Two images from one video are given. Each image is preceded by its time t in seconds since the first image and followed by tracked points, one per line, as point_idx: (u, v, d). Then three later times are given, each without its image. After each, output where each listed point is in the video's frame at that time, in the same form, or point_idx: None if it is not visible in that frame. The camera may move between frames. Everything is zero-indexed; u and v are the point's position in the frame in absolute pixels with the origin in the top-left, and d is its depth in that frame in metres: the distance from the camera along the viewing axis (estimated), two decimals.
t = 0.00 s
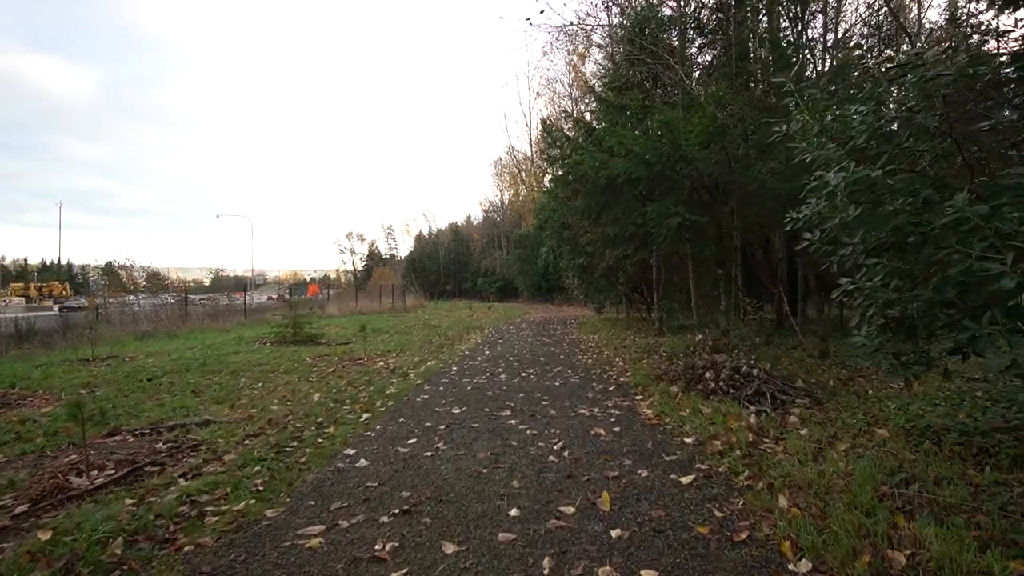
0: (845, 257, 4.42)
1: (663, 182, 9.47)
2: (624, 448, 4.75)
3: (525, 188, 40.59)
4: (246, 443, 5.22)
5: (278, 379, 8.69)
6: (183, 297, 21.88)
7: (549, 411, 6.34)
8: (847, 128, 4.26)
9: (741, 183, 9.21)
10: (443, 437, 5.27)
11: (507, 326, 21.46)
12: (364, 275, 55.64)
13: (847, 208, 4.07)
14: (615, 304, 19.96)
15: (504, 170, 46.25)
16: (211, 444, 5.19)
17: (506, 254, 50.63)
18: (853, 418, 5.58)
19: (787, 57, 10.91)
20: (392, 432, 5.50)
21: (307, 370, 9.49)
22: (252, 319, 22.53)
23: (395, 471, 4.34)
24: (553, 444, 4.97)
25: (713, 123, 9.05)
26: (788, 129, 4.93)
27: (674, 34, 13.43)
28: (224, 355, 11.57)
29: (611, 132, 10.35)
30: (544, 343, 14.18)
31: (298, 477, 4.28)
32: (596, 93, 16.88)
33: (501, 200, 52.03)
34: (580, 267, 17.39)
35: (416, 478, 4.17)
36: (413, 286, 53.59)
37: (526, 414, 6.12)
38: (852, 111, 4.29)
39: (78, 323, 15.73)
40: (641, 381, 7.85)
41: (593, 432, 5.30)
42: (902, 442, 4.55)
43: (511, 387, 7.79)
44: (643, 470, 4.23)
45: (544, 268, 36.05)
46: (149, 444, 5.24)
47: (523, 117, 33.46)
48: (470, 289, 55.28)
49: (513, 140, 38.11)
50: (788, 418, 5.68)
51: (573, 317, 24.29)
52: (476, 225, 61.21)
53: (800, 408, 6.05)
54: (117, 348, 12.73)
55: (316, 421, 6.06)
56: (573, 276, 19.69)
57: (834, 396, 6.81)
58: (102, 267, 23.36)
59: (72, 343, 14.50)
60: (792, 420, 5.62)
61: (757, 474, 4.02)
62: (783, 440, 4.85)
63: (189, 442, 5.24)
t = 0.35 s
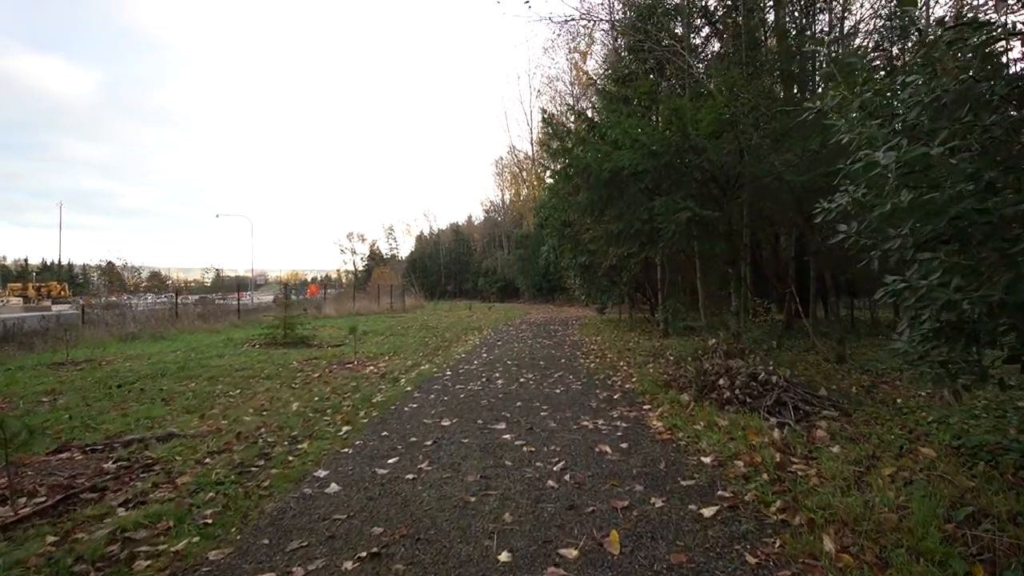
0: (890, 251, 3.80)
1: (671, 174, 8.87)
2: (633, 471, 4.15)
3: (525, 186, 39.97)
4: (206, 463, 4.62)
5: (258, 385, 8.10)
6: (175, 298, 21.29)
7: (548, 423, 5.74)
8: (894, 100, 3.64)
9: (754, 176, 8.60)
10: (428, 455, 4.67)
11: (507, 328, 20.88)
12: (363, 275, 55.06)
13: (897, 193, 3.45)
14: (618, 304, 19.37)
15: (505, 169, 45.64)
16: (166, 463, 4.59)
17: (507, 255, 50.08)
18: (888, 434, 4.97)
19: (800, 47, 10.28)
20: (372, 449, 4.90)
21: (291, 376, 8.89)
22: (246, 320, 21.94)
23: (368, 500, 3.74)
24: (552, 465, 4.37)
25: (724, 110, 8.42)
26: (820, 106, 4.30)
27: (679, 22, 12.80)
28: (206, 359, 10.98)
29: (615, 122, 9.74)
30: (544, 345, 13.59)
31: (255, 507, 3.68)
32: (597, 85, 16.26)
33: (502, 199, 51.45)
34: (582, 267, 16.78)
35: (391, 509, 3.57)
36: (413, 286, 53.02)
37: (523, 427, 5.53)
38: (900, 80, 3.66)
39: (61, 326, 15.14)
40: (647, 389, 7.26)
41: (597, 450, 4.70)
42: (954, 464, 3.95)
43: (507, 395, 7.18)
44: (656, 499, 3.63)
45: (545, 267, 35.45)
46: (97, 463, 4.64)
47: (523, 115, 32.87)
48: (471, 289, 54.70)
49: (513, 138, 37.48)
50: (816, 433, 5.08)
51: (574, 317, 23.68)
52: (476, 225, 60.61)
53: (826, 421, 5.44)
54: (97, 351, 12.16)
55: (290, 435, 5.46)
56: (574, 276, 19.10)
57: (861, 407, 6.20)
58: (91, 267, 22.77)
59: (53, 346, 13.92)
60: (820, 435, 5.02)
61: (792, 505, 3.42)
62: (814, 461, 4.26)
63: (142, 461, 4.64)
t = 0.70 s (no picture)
0: (946, 255, 3.22)
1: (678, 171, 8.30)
2: (642, 510, 3.57)
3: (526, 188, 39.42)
4: (153, 498, 4.04)
5: (235, 399, 7.51)
6: (165, 301, 20.70)
7: (545, 445, 5.16)
8: (954, 71, 3.07)
9: (766, 173, 8.05)
10: (408, 487, 4.10)
11: (506, 331, 20.30)
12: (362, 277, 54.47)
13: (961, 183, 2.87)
14: (621, 308, 18.78)
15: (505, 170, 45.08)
16: (107, 499, 4.01)
17: (508, 256, 49.56)
18: (928, 462, 4.40)
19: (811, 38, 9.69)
20: (345, 479, 4.32)
21: (272, 387, 8.30)
22: (238, 324, 21.35)
23: (331, 549, 3.17)
24: (550, 501, 3.79)
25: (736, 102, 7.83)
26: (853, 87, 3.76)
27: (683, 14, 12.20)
28: (188, 368, 10.40)
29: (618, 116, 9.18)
30: (544, 351, 13.01)
31: (196, 559, 3.11)
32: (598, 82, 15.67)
33: (502, 201, 50.93)
34: (582, 269, 16.19)
35: (357, 563, 3.00)
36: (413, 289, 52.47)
37: (518, 451, 4.95)
38: (956, 52, 3.10)
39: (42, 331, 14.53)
40: (655, 404, 6.68)
41: (601, 481, 4.13)
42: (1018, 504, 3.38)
43: (502, 410, 6.61)
44: (673, 551, 3.04)
45: (546, 270, 34.89)
46: (28, 498, 4.06)
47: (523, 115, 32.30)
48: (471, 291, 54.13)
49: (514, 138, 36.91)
50: (847, 459, 4.51)
51: (575, 321, 23.09)
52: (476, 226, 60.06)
53: (856, 445, 4.88)
54: (75, 359, 11.57)
55: (256, 461, 4.88)
56: (575, 278, 18.53)
57: (890, 426, 5.64)
58: (80, 270, 22.16)
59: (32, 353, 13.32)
60: (852, 462, 4.45)
61: (836, 562, 2.85)
62: (851, 498, 3.69)
63: (81, 495, 4.06)
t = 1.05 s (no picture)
0: None
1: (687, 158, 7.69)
2: (656, 547, 3.00)
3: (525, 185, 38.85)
4: (81, 529, 3.44)
5: (206, 404, 6.90)
6: (154, 300, 20.10)
7: (542, 460, 4.58)
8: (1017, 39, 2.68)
9: (782, 161, 7.44)
10: (381, 515, 3.52)
11: (504, 331, 19.71)
12: (359, 276, 53.89)
13: None
14: (622, 306, 18.20)
15: (505, 168, 44.50)
16: (25, 530, 3.41)
17: (507, 255, 49.01)
18: (983, 485, 3.82)
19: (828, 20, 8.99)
20: (309, 504, 3.73)
21: (249, 392, 7.71)
22: (229, 324, 20.78)
23: None
24: (546, 534, 3.20)
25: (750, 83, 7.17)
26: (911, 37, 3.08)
27: None
28: (164, 370, 9.80)
29: (621, 101, 8.56)
30: (542, 352, 12.45)
31: None
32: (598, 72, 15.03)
33: (501, 199, 50.35)
34: (582, 266, 15.59)
35: None
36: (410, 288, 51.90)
37: (511, 469, 4.35)
38: None
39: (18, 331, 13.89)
40: (662, 412, 6.09)
41: (606, 508, 3.54)
42: None
43: (495, 419, 6.02)
44: None
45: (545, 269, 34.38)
46: None
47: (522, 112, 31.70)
48: (470, 291, 53.61)
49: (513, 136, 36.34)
50: (889, 481, 3.92)
51: (576, 320, 22.52)
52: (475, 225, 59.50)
53: (894, 462, 4.29)
54: (47, 360, 10.96)
55: (212, 480, 4.28)
56: (574, 276, 17.95)
57: (927, 439, 5.06)
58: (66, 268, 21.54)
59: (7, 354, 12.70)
60: (894, 484, 3.87)
61: None
62: (906, 534, 3.10)
63: None
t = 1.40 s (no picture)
0: None
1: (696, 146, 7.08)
2: None
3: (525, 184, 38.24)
4: None
5: (172, 414, 6.31)
6: (142, 299, 19.49)
7: (538, 484, 3.99)
8: None
9: (800, 149, 6.85)
10: (343, 558, 2.93)
11: (502, 331, 19.11)
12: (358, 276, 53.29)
13: None
14: (624, 306, 17.60)
15: (504, 167, 43.91)
16: None
17: (507, 255, 48.43)
18: None
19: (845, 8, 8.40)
20: (259, 542, 3.14)
21: (222, 399, 7.11)
22: (220, 325, 20.16)
23: None
24: None
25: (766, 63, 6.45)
26: None
27: None
28: (139, 375, 9.20)
29: (625, 86, 7.95)
30: (541, 354, 11.85)
31: None
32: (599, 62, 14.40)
33: (501, 198, 49.77)
34: (583, 265, 14.99)
35: None
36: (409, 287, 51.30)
37: (501, 496, 3.76)
38: None
39: None
40: (672, 424, 5.50)
41: (613, 550, 2.95)
42: None
43: (487, 432, 5.43)
44: None
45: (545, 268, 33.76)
46: None
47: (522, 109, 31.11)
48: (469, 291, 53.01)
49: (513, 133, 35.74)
50: (947, 513, 3.33)
51: (576, 321, 21.89)
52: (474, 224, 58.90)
53: (946, 488, 3.71)
54: (17, 363, 10.35)
55: (154, 508, 3.69)
56: (575, 275, 17.35)
57: (973, 457, 4.49)
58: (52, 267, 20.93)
59: None
60: (953, 517, 3.28)
61: None
62: None
63: None
